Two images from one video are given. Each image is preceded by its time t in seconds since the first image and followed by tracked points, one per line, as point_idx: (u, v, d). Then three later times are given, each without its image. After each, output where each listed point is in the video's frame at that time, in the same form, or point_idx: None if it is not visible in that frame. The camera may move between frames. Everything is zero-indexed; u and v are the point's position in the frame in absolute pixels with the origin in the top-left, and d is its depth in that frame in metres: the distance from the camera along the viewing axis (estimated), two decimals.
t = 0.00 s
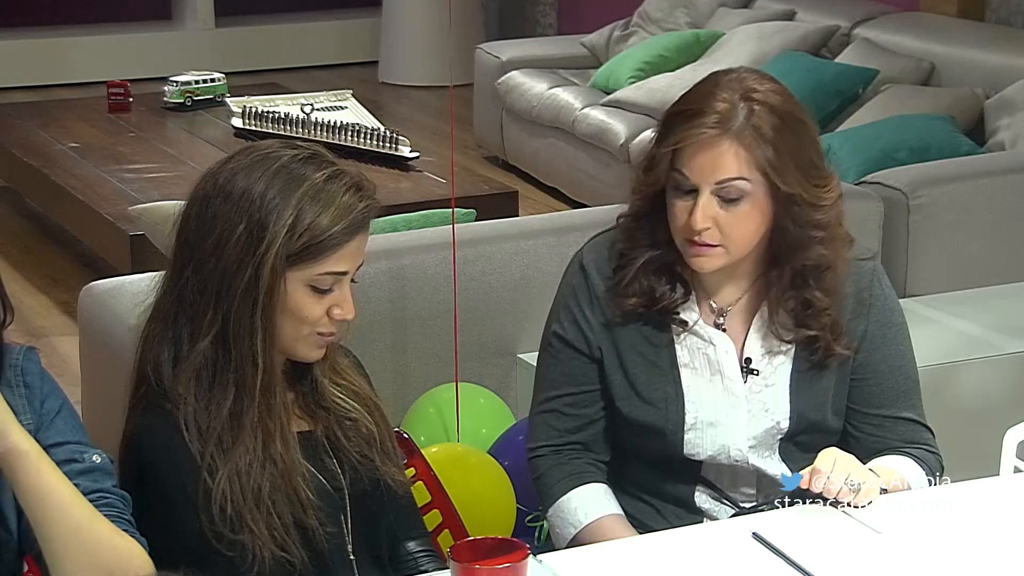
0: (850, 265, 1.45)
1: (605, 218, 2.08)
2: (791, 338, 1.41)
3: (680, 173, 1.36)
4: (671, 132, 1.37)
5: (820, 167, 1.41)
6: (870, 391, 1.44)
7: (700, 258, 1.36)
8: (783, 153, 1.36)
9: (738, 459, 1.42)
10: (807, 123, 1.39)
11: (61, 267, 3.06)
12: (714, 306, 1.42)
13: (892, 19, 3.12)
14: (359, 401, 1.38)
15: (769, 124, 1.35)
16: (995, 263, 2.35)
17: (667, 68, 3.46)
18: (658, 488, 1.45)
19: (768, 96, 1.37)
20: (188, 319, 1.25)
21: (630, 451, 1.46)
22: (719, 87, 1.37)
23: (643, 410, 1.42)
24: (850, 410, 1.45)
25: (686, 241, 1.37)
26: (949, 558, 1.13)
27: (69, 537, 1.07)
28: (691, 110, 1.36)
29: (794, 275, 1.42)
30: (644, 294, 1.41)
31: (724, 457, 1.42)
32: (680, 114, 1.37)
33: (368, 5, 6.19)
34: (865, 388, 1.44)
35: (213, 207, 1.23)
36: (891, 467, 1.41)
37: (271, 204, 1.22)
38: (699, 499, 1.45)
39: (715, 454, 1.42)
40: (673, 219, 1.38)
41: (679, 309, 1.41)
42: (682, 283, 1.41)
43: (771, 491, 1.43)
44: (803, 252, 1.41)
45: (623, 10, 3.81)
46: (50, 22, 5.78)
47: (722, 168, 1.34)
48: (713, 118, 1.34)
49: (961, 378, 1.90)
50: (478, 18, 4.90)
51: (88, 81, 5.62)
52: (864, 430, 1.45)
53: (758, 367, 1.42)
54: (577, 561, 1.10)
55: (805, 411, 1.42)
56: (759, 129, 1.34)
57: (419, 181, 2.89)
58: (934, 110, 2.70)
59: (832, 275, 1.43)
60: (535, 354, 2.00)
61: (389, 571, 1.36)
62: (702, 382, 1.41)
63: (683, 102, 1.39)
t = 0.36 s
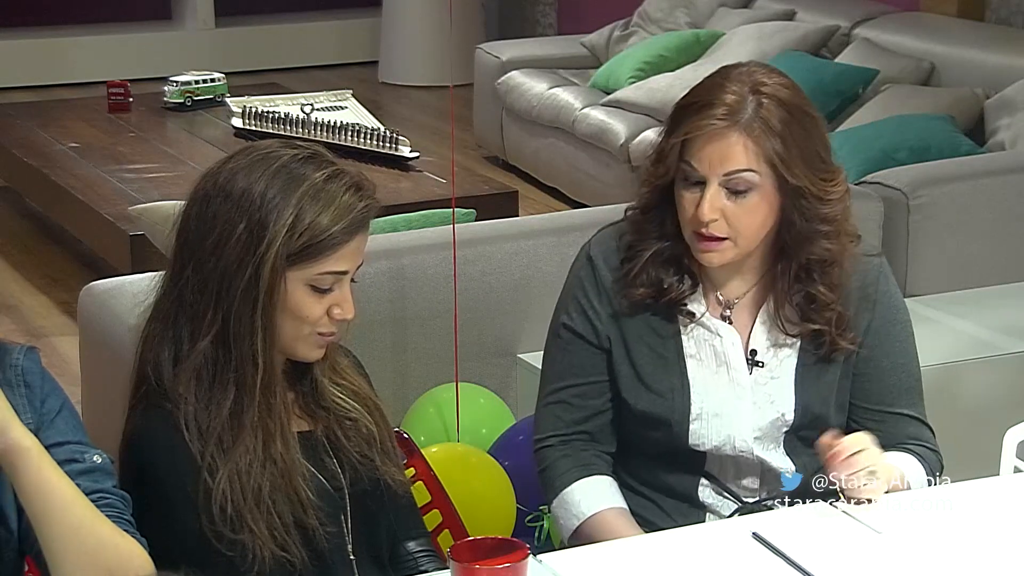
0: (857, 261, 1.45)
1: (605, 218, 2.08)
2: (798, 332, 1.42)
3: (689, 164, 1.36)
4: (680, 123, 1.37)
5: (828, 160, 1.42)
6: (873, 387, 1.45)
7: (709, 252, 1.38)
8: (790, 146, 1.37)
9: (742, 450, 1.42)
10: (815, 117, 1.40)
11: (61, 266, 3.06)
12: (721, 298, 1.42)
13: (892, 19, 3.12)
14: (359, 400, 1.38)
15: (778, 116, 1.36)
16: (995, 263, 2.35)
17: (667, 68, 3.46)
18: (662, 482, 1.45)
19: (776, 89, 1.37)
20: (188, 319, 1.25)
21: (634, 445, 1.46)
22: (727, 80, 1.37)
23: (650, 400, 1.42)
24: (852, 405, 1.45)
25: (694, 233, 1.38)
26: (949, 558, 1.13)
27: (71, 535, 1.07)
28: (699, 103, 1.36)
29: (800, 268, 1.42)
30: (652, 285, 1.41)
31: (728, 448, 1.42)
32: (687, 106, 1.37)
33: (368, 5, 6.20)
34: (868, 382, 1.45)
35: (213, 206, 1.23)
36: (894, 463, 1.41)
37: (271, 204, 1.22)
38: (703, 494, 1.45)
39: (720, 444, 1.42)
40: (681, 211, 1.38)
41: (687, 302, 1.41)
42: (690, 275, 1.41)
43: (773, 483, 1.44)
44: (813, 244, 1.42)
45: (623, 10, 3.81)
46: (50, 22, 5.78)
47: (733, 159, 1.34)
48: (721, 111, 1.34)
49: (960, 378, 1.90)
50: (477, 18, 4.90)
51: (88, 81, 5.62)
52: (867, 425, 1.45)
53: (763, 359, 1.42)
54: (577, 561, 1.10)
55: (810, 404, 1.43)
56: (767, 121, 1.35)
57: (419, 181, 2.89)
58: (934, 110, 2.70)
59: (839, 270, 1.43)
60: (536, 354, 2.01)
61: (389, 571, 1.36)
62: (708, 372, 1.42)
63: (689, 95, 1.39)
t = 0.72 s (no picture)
0: (858, 260, 1.45)
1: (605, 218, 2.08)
2: (787, 344, 1.42)
3: (680, 159, 1.38)
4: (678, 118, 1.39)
5: (827, 174, 1.40)
6: (880, 385, 1.45)
7: (688, 247, 1.39)
8: (777, 156, 1.36)
9: (741, 444, 1.43)
10: (818, 130, 1.38)
11: (61, 266, 3.06)
12: (718, 293, 1.43)
13: (892, 19, 3.12)
14: (359, 401, 1.38)
15: (770, 124, 1.35)
16: (995, 263, 2.35)
17: (668, 68, 3.46)
18: (660, 476, 1.46)
19: (778, 96, 1.36)
20: (188, 319, 1.25)
21: (632, 440, 1.46)
22: (732, 79, 1.37)
23: (650, 394, 1.42)
24: (863, 403, 1.46)
25: (677, 226, 1.40)
26: (949, 558, 1.13)
27: (71, 535, 1.07)
28: (699, 99, 1.37)
29: (782, 282, 1.42)
30: (651, 269, 1.42)
31: (728, 442, 1.42)
32: (690, 102, 1.38)
33: (367, 5, 6.19)
34: (876, 380, 1.45)
35: (212, 207, 1.23)
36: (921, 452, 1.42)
37: (269, 204, 1.22)
38: (702, 490, 1.45)
39: (720, 438, 1.42)
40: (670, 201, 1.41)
41: (683, 290, 1.42)
42: (689, 266, 1.42)
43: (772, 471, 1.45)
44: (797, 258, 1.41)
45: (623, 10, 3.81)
46: (50, 22, 5.78)
47: (713, 161, 1.36)
48: (715, 110, 1.35)
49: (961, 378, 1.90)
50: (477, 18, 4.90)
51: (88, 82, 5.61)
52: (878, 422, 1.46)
53: (764, 355, 1.43)
54: (578, 561, 1.10)
55: (811, 401, 1.43)
56: (757, 130, 1.35)
57: (420, 181, 2.89)
58: (934, 110, 2.70)
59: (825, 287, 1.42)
60: (536, 354, 2.01)
61: (389, 571, 1.36)
62: (708, 367, 1.42)
63: (696, 91, 1.39)
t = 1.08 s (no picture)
0: (858, 261, 1.45)
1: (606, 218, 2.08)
2: (791, 346, 1.41)
3: (682, 162, 1.38)
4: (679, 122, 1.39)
5: (827, 178, 1.40)
6: (879, 385, 1.45)
7: (687, 247, 1.38)
8: (776, 160, 1.36)
9: (744, 444, 1.42)
10: (817, 134, 1.39)
11: (62, 266, 3.06)
12: (718, 294, 1.43)
13: (892, 19, 3.12)
14: (359, 400, 1.38)
15: (771, 128, 1.35)
16: (994, 263, 2.35)
17: (667, 68, 3.46)
18: (661, 477, 1.46)
19: (779, 100, 1.36)
20: (189, 318, 1.25)
21: (634, 440, 1.46)
22: (732, 83, 1.38)
23: (651, 395, 1.42)
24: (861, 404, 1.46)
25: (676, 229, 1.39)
26: (950, 557, 1.13)
27: (67, 535, 1.07)
28: (700, 103, 1.38)
29: (783, 284, 1.42)
30: (651, 270, 1.42)
31: (731, 443, 1.42)
32: (690, 106, 1.39)
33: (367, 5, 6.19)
34: (875, 381, 1.45)
35: (213, 205, 1.23)
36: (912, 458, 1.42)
37: (270, 202, 1.22)
38: (704, 490, 1.45)
39: (722, 438, 1.42)
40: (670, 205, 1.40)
41: (681, 290, 1.42)
42: (689, 266, 1.42)
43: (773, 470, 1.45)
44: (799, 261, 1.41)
45: (623, 10, 3.81)
46: (50, 22, 5.78)
47: (713, 164, 1.36)
48: (716, 114, 1.36)
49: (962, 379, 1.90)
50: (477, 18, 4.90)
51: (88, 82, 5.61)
52: (874, 423, 1.46)
53: (765, 356, 1.43)
54: (578, 560, 1.10)
55: (812, 401, 1.43)
56: (757, 134, 1.35)
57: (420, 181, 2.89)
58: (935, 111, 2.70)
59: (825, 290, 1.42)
60: (536, 354, 2.02)
61: (389, 571, 1.36)
62: (710, 367, 1.42)
63: (696, 95, 1.40)
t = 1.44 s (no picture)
0: (858, 261, 1.45)
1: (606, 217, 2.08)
2: (790, 346, 1.41)
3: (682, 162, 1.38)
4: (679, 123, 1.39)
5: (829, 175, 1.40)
6: (879, 386, 1.45)
7: (688, 248, 1.38)
8: (778, 160, 1.37)
9: (744, 444, 1.42)
10: (818, 133, 1.39)
11: (62, 266, 3.06)
12: (718, 295, 1.43)
13: (892, 19, 3.11)
14: (360, 400, 1.38)
15: (772, 125, 1.36)
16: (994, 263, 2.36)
17: (667, 68, 3.47)
18: (661, 477, 1.46)
19: (779, 98, 1.37)
20: (192, 317, 1.25)
21: (634, 440, 1.46)
22: (733, 83, 1.38)
23: (651, 395, 1.42)
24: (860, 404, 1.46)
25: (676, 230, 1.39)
26: (949, 557, 1.13)
27: (68, 536, 1.07)
28: (701, 103, 1.37)
29: (783, 284, 1.43)
30: (651, 270, 1.42)
31: (731, 443, 1.42)
32: (692, 106, 1.38)
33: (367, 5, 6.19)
34: (875, 381, 1.45)
35: (217, 205, 1.24)
36: (911, 458, 1.42)
37: (274, 202, 1.22)
38: (704, 490, 1.45)
39: (722, 438, 1.42)
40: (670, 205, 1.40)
41: (681, 289, 1.41)
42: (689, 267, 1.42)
43: (773, 469, 1.45)
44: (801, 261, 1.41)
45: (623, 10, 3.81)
46: (50, 22, 5.78)
47: (715, 165, 1.36)
48: (717, 115, 1.35)
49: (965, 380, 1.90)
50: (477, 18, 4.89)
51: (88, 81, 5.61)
52: (875, 425, 1.46)
53: (765, 356, 1.43)
54: (579, 560, 1.10)
55: (812, 401, 1.43)
56: (758, 134, 1.35)
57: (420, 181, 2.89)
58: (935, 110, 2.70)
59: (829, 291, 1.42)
60: (536, 354, 2.02)
61: (389, 571, 1.36)
62: (710, 367, 1.42)
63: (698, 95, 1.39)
